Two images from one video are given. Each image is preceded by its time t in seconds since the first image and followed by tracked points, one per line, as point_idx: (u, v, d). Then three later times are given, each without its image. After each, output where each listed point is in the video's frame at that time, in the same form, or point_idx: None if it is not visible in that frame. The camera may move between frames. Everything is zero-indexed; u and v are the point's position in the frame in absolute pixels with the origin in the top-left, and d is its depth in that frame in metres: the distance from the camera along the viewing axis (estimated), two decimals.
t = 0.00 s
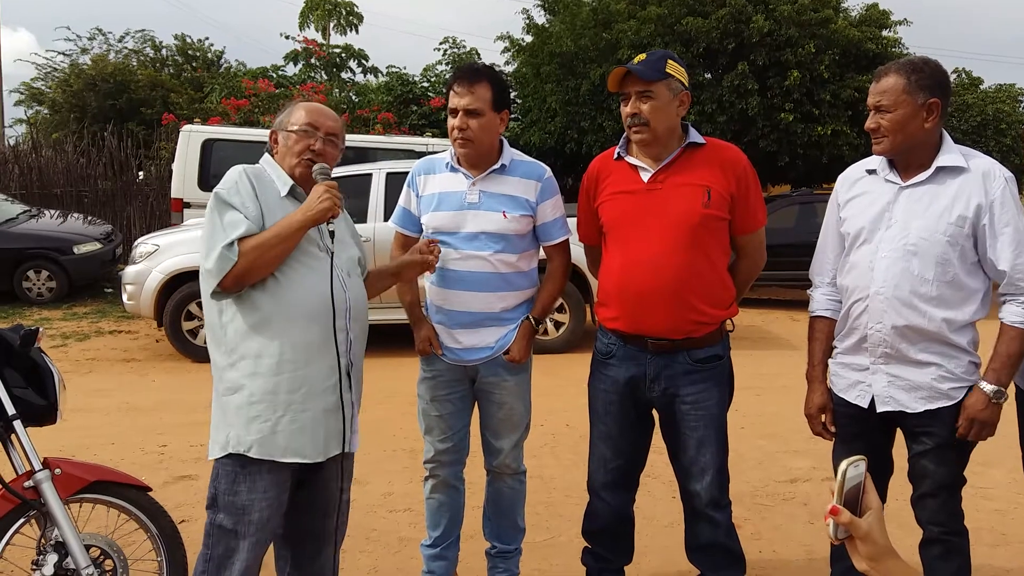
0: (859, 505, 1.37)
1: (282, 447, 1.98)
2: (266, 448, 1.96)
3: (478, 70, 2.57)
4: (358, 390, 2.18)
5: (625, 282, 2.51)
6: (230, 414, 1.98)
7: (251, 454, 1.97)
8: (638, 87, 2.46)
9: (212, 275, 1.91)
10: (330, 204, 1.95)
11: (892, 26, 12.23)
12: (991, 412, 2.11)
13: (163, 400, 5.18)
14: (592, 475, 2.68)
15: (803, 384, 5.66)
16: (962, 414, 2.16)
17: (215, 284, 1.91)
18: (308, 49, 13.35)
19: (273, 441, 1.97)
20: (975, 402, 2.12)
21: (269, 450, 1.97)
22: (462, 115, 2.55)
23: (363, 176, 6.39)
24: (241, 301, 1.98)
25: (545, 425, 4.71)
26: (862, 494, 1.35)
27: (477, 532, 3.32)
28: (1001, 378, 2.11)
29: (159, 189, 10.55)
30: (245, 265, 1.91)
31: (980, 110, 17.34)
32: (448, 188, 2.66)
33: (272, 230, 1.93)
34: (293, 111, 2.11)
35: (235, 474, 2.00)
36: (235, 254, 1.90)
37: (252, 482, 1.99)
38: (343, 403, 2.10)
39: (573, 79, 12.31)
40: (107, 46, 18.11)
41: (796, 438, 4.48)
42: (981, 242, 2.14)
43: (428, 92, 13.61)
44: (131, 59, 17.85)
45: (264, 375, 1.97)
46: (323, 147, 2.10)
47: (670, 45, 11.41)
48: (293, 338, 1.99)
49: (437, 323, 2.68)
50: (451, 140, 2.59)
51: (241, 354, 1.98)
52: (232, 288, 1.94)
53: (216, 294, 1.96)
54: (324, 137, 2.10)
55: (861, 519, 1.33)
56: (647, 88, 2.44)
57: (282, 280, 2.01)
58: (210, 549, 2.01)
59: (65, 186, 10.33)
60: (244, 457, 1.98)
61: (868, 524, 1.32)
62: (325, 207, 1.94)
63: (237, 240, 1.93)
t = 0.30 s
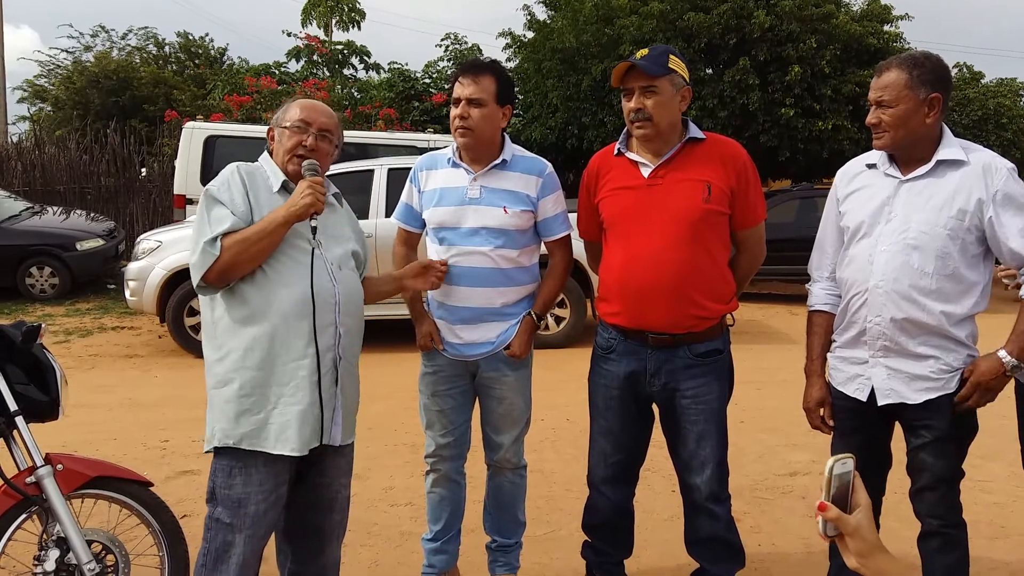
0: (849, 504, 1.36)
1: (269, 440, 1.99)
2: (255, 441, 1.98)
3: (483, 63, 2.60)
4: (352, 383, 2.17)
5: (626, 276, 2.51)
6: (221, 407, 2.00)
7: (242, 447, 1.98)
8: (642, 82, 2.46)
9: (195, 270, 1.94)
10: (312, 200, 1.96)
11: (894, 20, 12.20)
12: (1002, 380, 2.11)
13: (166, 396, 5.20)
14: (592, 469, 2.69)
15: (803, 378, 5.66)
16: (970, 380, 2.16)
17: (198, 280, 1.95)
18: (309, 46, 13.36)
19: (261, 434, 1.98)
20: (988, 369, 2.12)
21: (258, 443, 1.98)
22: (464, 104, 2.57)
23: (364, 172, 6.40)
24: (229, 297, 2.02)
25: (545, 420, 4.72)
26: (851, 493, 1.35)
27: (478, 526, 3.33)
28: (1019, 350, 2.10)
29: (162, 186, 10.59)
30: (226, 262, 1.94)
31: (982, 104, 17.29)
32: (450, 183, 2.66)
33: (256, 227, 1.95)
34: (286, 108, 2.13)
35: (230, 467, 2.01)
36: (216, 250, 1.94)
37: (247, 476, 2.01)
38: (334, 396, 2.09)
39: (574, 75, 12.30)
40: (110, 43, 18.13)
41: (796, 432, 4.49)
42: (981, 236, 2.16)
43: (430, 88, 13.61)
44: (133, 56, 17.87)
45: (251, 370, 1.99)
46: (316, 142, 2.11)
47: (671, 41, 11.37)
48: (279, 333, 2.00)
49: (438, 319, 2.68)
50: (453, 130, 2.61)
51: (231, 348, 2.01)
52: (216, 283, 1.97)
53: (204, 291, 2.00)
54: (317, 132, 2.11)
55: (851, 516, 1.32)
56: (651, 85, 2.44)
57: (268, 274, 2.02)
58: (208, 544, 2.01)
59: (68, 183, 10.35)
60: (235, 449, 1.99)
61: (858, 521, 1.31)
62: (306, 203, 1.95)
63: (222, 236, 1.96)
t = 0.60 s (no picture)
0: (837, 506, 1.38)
1: (253, 440, 1.97)
2: (240, 440, 1.97)
3: (476, 62, 2.61)
4: (340, 380, 2.14)
5: (619, 278, 2.52)
6: (210, 408, 2.01)
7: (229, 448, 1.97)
8: (638, 82, 2.46)
9: (179, 273, 1.98)
10: (281, 189, 1.93)
11: (887, 19, 12.24)
12: (973, 388, 2.12)
13: (160, 398, 5.19)
14: (587, 470, 2.69)
15: (797, 378, 5.68)
16: (943, 390, 2.16)
17: (181, 282, 1.98)
18: (303, 46, 13.33)
19: (247, 434, 1.97)
20: (958, 376, 2.13)
21: (243, 443, 1.97)
22: (457, 101, 2.57)
23: (358, 172, 6.39)
24: (215, 298, 2.03)
25: (540, 420, 4.72)
26: (837, 495, 1.36)
27: (473, 527, 3.33)
28: (988, 358, 2.13)
29: (155, 187, 10.56)
30: (205, 261, 1.95)
31: (974, 103, 17.38)
32: (443, 183, 2.66)
33: (231, 224, 1.95)
34: (265, 108, 2.13)
35: (221, 467, 2.00)
36: (195, 250, 1.96)
37: (236, 477, 2.00)
38: (319, 393, 2.07)
39: (568, 75, 12.31)
40: (102, 43, 18.06)
41: (790, 431, 4.51)
42: (973, 234, 2.17)
43: (424, 88, 13.60)
44: (126, 56, 17.80)
45: (236, 370, 1.98)
46: (296, 137, 2.07)
47: (665, 41, 11.35)
48: (260, 331, 1.99)
49: (433, 320, 2.68)
50: (446, 128, 2.60)
51: (217, 348, 2.01)
52: (199, 284, 1.98)
53: (190, 294, 2.02)
54: (296, 128, 2.08)
55: (838, 519, 1.34)
56: (648, 83, 2.45)
57: (248, 273, 2.02)
58: (200, 545, 2.00)
59: (60, 184, 10.30)
60: (224, 450, 1.99)
61: (845, 522, 1.32)
62: (274, 193, 1.93)
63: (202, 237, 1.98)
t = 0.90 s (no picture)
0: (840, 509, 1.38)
1: (244, 441, 1.96)
2: (233, 441, 1.97)
3: (473, 66, 2.59)
4: (333, 380, 2.10)
5: (618, 281, 2.52)
6: (207, 408, 2.02)
7: (223, 448, 1.98)
8: (644, 85, 2.46)
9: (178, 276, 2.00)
10: (269, 189, 1.91)
11: (887, 23, 12.25)
12: (963, 402, 2.13)
13: (160, 400, 5.18)
14: (588, 473, 2.69)
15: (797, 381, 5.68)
16: (934, 404, 2.17)
17: (180, 286, 2.00)
18: (303, 48, 13.34)
19: (237, 434, 1.97)
20: (949, 393, 2.14)
21: (235, 444, 1.97)
22: (457, 111, 2.57)
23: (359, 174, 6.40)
24: (212, 300, 2.04)
25: (540, 423, 4.72)
26: (842, 498, 1.35)
27: (473, 530, 3.33)
28: (979, 373, 2.11)
29: (155, 189, 10.57)
30: (199, 264, 1.96)
31: (974, 107, 17.40)
32: (444, 186, 2.67)
33: (225, 226, 1.96)
34: (264, 109, 2.10)
35: (216, 465, 2.00)
36: (190, 253, 1.97)
37: (226, 477, 2.00)
38: (310, 393, 2.04)
39: (568, 77, 12.33)
40: (103, 44, 18.06)
41: (790, 434, 4.51)
42: (973, 237, 2.17)
43: (424, 90, 13.61)
44: (127, 58, 17.82)
45: (228, 371, 1.99)
46: (293, 137, 2.03)
47: (665, 44, 11.35)
48: (250, 332, 1.99)
49: (434, 322, 2.68)
50: (447, 136, 2.60)
51: (212, 350, 2.02)
52: (197, 287, 2.00)
53: (191, 297, 2.05)
54: (292, 128, 2.04)
55: (842, 522, 1.34)
56: (655, 81, 2.45)
57: (240, 274, 2.02)
58: (195, 545, 2.00)
59: (60, 186, 10.30)
60: (219, 451, 2.00)
61: (849, 526, 1.32)
62: (263, 194, 1.91)
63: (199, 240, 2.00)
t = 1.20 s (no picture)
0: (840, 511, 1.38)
1: (239, 443, 1.97)
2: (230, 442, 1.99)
3: (480, 68, 2.64)
4: (333, 384, 2.08)
5: (619, 285, 2.53)
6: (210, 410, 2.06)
7: (221, 449, 2.00)
8: (653, 88, 2.47)
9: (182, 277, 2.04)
10: (264, 191, 1.91)
11: (889, 27, 12.26)
12: (964, 411, 2.12)
13: (163, 401, 5.19)
14: (589, 476, 2.69)
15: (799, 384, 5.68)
16: (934, 412, 2.17)
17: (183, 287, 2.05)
18: (307, 51, 13.37)
19: (232, 436, 1.98)
20: (949, 400, 2.14)
21: (231, 445, 1.98)
22: (467, 108, 2.59)
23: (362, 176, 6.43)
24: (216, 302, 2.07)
25: (542, 425, 4.72)
26: (842, 501, 1.36)
27: (474, 531, 3.33)
28: (979, 381, 2.12)
29: (158, 190, 10.59)
30: (199, 267, 1.99)
31: (976, 111, 17.40)
32: (447, 188, 2.68)
33: (224, 228, 1.98)
34: (271, 107, 2.10)
35: (216, 463, 2.02)
36: (191, 255, 2.01)
37: (225, 476, 2.01)
38: (306, 397, 2.03)
39: (571, 80, 12.35)
40: (107, 46, 18.11)
41: (792, 437, 4.51)
42: (974, 240, 2.16)
43: (427, 93, 13.64)
44: (131, 60, 17.87)
45: (227, 373, 2.01)
46: (296, 136, 2.03)
47: (668, 47, 11.38)
48: (246, 336, 2.00)
49: (436, 324, 2.69)
50: (455, 135, 2.62)
51: (213, 353, 2.05)
52: (199, 289, 2.03)
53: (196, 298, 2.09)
54: (295, 127, 2.03)
55: (842, 525, 1.34)
56: (666, 84, 2.46)
57: (238, 276, 2.05)
58: (196, 542, 2.02)
59: (64, 187, 10.33)
60: (218, 452, 2.02)
61: (849, 529, 1.33)
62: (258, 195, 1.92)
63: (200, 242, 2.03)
